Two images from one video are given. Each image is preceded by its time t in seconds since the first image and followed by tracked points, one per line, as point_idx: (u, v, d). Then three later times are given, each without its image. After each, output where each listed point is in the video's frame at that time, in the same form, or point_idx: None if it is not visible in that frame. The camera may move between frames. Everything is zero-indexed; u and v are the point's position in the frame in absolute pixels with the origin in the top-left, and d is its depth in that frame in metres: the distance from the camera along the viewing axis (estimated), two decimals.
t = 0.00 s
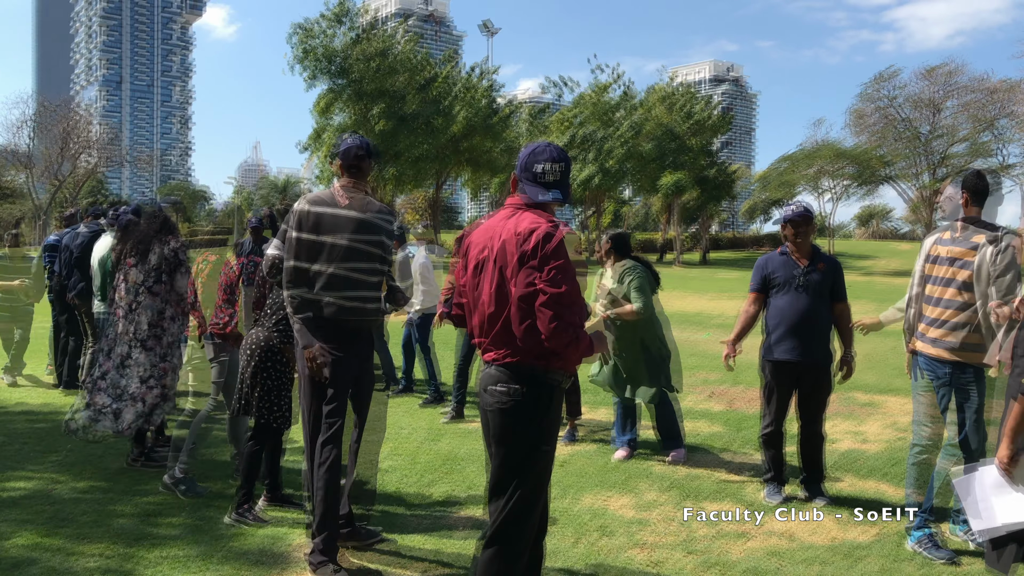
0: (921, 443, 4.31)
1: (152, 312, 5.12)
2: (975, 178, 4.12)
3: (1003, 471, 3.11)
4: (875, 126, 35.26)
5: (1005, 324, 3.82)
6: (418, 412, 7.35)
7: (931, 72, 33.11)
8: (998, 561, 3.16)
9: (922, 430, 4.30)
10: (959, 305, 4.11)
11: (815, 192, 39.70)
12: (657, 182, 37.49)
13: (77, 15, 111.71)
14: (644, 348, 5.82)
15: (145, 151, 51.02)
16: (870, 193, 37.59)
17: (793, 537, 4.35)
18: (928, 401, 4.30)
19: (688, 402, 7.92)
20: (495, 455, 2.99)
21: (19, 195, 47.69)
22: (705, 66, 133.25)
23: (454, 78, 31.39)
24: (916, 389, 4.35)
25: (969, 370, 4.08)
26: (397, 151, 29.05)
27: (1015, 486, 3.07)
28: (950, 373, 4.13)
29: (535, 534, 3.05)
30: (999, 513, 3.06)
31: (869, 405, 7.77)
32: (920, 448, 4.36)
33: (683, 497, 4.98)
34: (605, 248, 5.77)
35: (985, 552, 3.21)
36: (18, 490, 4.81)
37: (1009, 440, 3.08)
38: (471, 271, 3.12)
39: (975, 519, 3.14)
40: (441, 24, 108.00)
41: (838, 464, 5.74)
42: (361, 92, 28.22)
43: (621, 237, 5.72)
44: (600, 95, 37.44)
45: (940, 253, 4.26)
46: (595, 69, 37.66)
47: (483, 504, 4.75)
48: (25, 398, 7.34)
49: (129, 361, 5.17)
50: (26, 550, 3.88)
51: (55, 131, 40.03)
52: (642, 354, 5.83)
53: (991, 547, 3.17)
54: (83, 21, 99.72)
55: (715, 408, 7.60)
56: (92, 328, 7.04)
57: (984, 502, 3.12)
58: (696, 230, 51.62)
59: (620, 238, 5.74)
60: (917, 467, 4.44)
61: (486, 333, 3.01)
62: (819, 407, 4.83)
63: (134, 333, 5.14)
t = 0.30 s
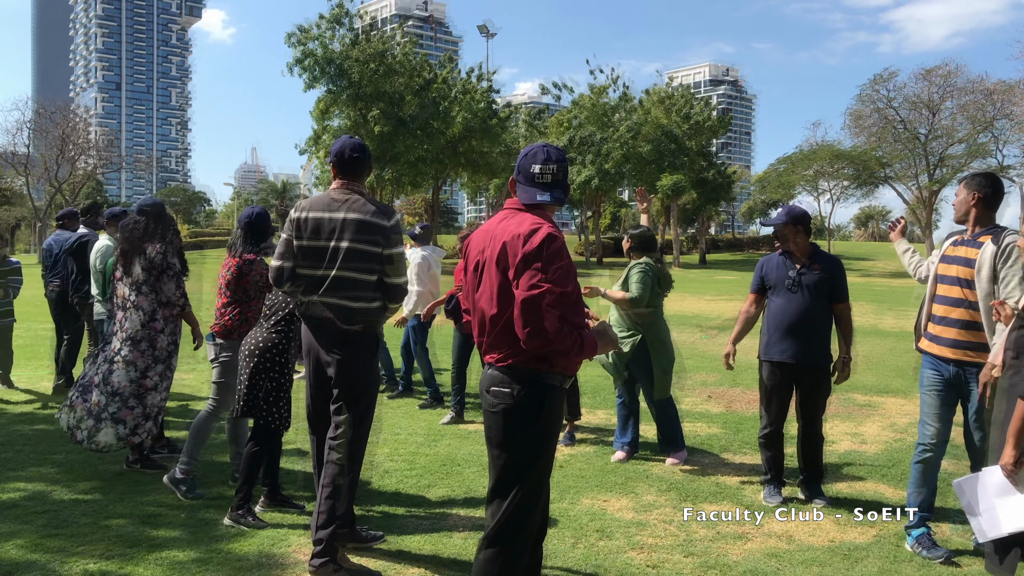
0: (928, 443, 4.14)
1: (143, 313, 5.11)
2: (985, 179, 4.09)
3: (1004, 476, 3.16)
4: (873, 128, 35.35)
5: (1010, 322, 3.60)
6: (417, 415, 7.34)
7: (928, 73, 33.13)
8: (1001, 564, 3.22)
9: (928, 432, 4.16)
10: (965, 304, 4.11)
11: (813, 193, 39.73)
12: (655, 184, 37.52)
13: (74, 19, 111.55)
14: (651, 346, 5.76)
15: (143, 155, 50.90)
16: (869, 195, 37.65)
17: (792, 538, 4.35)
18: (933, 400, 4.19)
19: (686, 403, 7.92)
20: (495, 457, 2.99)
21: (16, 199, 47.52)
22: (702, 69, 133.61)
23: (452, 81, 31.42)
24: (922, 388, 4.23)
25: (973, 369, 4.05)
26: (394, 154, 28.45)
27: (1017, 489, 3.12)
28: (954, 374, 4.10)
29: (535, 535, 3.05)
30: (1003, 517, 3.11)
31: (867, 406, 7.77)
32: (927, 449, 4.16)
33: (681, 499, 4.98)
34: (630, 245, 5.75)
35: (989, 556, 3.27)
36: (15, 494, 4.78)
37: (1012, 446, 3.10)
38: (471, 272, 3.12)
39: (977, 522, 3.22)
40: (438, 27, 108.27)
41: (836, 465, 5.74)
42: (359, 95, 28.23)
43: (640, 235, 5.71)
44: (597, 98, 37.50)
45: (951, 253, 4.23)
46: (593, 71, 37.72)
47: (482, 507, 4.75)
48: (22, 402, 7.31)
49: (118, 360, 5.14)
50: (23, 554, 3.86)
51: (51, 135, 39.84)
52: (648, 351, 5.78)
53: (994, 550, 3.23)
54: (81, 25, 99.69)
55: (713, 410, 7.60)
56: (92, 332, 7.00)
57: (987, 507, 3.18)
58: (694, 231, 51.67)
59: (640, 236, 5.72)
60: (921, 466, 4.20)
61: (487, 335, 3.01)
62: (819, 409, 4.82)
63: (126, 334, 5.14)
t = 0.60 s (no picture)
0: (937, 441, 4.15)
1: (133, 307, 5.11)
2: (1001, 180, 4.11)
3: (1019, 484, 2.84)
4: (873, 128, 35.28)
5: (1018, 329, 3.58)
6: (418, 416, 7.34)
7: (928, 74, 33.14)
8: None
9: (938, 429, 4.18)
10: (974, 301, 4.14)
11: (813, 194, 39.75)
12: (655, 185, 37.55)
13: (74, 21, 111.46)
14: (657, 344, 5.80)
15: (143, 157, 50.86)
16: (869, 195, 37.67)
17: (792, 539, 4.35)
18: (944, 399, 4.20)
19: (687, 404, 7.93)
20: (494, 458, 2.99)
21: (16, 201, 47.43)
22: (703, 70, 133.83)
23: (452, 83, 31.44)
24: (933, 384, 4.26)
25: (983, 366, 4.04)
26: (394, 155, 28.36)
27: None
28: (964, 370, 4.10)
29: (535, 534, 3.04)
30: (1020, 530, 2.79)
31: (868, 406, 7.78)
32: (936, 447, 4.17)
33: (682, 500, 4.98)
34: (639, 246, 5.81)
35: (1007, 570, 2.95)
36: (14, 498, 4.75)
37: None
38: (471, 272, 3.10)
39: (992, 538, 2.87)
40: (438, 29, 108.43)
41: (837, 466, 5.74)
42: (359, 96, 28.26)
43: (650, 236, 5.77)
44: (597, 99, 37.54)
45: (967, 250, 4.25)
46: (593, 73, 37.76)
47: (483, 508, 4.74)
48: (21, 404, 7.31)
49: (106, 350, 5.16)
50: (23, 557, 3.85)
51: (52, 137, 39.73)
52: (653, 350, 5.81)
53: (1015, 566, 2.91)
54: (82, 27, 99.74)
55: (714, 410, 7.61)
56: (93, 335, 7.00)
57: (1003, 519, 2.85)
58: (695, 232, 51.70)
59: (650, 238, 5.78)
60: (931, 462, 4.20)
61: (486, 336, 3.01)
62: (822, 409, 4.81)
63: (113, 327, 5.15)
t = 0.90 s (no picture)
0: (936, 440, 4.16)
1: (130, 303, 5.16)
2: (1006, 179, 4.12)
3: None
4: (874, 128, 35.25)
5: None
6: (419, 417, 7.34)
7: (929, 74, 33.09)
8: None
9: (938, 428, 4.17)
10: (979, 300, 4.12)
11: (814, 194, 39.74)
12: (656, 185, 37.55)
13: (76, 22, 111.57)
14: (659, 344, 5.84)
15: (145, 160, 50.89)
16: (870, 195, 37.66)
17: (794, 539, 4.35)
18: (942, 398, 4.21)
19: (689, 404, 7.93)
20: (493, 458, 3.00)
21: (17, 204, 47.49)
22: (703, 71, 134.09)
23: (453, 84, 31.41)
24: (935, 382, 4.25)
25: (982, 365, 4.04)
26: (395, 156, 28.43)
27: None
28: (965, 368, 4.11)
29: (538, 534, 3.04)
30: None
31: (869, 407, 7.78)
32: (936, 445, 4.17)
33: (683, 501, 4.98)
34: (641, 245, 5.83)
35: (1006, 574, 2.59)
36: (16, 499, 4.76)
37: None
38: (471, 274, 3.11)
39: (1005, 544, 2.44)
40: (439, 30, 108.66)
41: (840, 466, 5.74)
42: (359, 97, 28.35)
43: (653, 238, 5.77)
44: (598, 100, 37.56)
45: (973, 249, 4.24)
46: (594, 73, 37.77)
47: (483, 510, 4.74)
48: (23, 406, 7.32)
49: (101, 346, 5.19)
50: (23, 558, 3.86)
51: (53, 138, 39.75)
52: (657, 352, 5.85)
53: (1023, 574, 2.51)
54: (83, 29, 99.97)
55: (715, 411, 7.61)
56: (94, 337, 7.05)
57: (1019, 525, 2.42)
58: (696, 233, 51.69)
59: (652, 240, 5.79)
60: (930, 462, 4.22)
61: (486, 336, 3.01)
62: (824, 411, 4.80)
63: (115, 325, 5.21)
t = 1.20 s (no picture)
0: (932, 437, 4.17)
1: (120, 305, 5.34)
2: (1004, 177, 4.12)
3: None
4: (874, 127, 35.19)
5: None
6: (419, 417, 7.34)
7: (929, 72, 33.06)
8: None
9: (935, 425, 4.19)
10: (977, 300, 4.12)
11: (814, 193, 39.71)
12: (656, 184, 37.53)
13: (75, 22, 111.58)
14: (658, 343, 5.88)
15: (145, 160, 50.89)
16: (870, 194, 37.63)
17: (793, 538, 4.34)
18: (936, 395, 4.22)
19: (688, 403, 7.93)
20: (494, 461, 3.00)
21: (17, 205, 47.46)
22: (703, 70, 134.18)
23: (452, 83, 31.35)
24: (930, 379, 4.25)
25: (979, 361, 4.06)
26: (395, 156, 28.41)
27: None
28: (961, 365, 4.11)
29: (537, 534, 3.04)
30: None
31: (869, 405, 7.76)
32: (932, 442, 4.19)
33: (682, 499, 4.98)
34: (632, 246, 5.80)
35: None
36: (16, 500, 4.77)
37: None
38: (469, 273, 3.09)
39: None
40: (438, 29, 108.62)
41: (839, 465, 5.74)
42: (359, 97, 28.39)
43: (644, 238, 5.76)
44: (598, 99, 37.55)
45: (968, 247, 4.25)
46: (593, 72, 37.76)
47: (482, 509, 4.74)
48: (23, 406, 7.33)
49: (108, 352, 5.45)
50: (23, 558, 3.87)
51: (53, 139, 39.72)
52: (657, 352, 5.88)
53: None
54: (83, 30, 100.00)
55: (715, 410, 7.60)
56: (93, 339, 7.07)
57: None
58: (696, 232, 51.68)
59: (643, 240, 5.77)
60: (926, 460, 4.23)
61: (485, 335, 3.00)
62: (822, 410, 4.80)
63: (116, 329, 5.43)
